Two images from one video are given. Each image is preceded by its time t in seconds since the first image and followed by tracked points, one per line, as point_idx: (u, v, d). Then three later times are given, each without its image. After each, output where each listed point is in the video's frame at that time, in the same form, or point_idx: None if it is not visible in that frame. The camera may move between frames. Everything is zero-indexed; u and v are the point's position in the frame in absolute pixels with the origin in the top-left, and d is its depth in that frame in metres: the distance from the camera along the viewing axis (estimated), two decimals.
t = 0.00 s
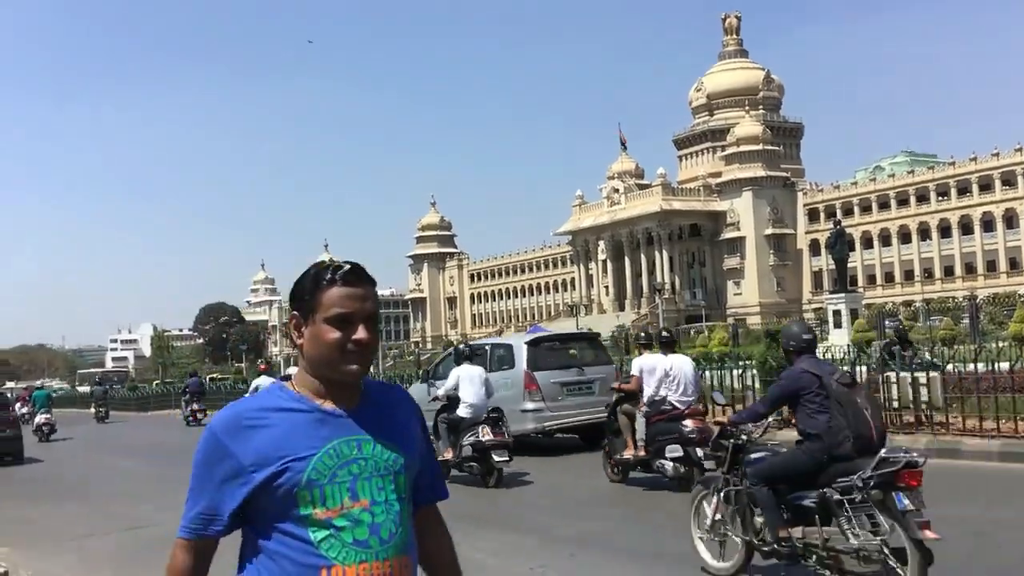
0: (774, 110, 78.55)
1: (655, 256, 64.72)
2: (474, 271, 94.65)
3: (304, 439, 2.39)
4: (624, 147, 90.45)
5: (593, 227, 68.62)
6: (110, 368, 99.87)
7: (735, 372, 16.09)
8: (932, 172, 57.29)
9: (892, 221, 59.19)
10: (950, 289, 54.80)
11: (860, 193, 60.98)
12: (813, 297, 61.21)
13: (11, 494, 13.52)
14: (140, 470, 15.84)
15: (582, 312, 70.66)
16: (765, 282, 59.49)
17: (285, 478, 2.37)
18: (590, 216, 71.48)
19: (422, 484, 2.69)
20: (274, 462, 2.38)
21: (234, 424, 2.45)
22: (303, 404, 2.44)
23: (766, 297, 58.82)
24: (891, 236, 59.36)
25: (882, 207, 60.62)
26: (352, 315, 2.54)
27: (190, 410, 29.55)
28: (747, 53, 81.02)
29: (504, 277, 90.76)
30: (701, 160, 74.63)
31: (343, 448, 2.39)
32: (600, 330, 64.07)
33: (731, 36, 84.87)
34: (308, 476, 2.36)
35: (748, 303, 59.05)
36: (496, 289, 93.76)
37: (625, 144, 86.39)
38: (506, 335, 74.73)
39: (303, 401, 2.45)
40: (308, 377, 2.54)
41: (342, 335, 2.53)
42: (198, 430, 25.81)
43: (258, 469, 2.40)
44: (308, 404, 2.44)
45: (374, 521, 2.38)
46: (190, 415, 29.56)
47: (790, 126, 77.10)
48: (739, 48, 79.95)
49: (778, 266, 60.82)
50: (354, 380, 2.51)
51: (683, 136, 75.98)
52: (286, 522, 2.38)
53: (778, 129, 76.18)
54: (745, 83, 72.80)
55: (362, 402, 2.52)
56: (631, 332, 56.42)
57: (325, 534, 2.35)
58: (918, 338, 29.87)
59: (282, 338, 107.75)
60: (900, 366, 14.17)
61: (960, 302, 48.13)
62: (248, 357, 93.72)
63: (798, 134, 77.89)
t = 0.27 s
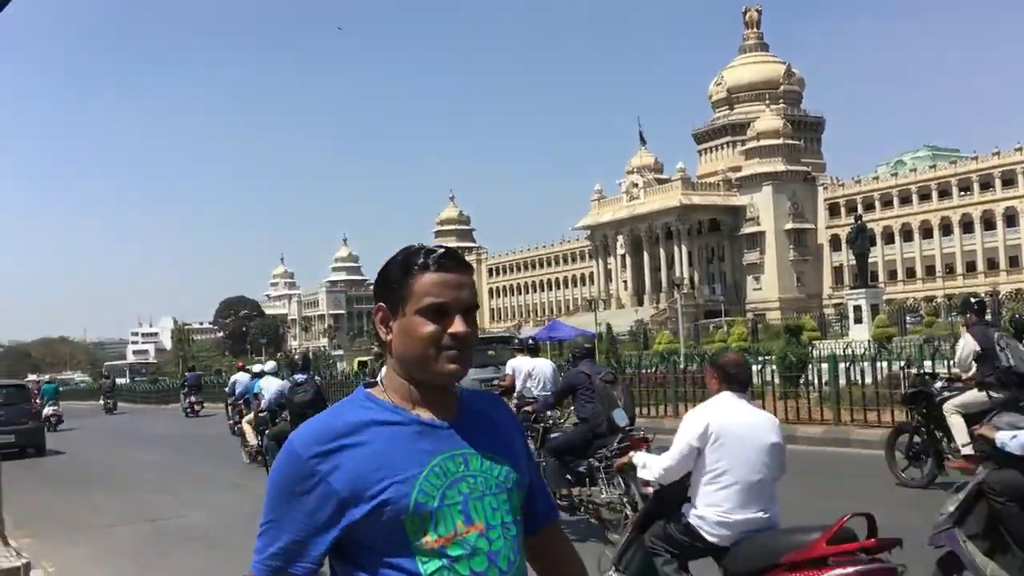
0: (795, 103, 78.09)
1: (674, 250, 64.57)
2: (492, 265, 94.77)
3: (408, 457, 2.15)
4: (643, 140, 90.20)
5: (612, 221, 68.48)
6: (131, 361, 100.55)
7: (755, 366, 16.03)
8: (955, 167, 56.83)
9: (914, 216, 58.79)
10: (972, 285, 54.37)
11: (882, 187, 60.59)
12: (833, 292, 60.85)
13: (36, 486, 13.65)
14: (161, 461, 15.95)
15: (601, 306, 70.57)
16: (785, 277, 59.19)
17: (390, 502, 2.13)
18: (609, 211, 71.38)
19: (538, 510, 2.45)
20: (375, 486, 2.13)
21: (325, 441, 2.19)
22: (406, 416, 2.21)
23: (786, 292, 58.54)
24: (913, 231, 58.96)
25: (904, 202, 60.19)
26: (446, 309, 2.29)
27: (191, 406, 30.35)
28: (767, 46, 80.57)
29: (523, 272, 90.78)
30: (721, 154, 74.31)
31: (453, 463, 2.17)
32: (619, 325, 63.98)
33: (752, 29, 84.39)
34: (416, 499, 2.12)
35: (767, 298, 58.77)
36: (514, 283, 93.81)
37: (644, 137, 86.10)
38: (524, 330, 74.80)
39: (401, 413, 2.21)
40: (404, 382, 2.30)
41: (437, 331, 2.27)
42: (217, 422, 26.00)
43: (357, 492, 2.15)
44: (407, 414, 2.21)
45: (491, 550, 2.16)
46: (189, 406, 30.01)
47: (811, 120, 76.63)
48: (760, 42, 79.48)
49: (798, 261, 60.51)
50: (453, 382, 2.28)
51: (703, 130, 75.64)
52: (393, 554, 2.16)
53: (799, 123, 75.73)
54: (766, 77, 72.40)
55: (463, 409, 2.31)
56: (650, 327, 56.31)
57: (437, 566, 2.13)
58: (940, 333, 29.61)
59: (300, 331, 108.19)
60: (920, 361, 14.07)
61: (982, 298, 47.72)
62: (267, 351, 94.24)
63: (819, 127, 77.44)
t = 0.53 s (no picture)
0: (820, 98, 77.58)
1: (697, 245, 64.33)
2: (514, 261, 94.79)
3: (513, 429, 2.02)
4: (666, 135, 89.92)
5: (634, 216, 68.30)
6: (155, 354, 101.30)
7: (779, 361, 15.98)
8: (982, 161, 56.29)
9: (940, 211, 58.28)
10: (999, 281, 53.83)
11: (907, 182, 60.10)
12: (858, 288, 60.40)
13: (62, 477, 13.80)
14: (187, 452, 16.07)
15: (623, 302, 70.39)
16: (809, 273, 58.77)
17: (493, 476, 2.00)
18: (632, 206, 71.23)
19: (649, 496, 2.31)
20: (476, 458, 1.99)
21: (418, 407, 2.03)
22: (511, 385, 2.08)
23: (810, 288, 58.15)
24: (939, 227, 58.46)
25: (930, 198, 59.67)
26: (550, 269, 2.14)
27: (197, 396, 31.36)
28: (792, 40, 80.10)
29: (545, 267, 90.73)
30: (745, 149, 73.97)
31: (559, 434, 2.05)
32: (642, 320, 63.79)
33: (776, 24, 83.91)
34: (522, 474, 2.00)
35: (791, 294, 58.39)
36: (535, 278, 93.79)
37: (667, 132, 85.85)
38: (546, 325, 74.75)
39: (504, 383, 2.08)
40: (503, 349, 2.17)
41: (541, 294, 2.13)
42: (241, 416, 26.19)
43: (454, 466, 2.00)
44: (513, 382, 2.08)
45: (594, 535, 2.05)
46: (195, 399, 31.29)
47: (836, 115, 76.12)
48: (785, 36, 79.00)
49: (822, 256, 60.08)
50: (559, 347, 2.16)
51: (727, 125, 75.30)
52: (493, 532, 2.03)
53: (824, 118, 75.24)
54: (790, 71, 71.98)
55: (568, 379, 2.19)
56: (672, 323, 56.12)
57: (538, 546, 2.02)
58: (966, 330, 29.38)
59: (323, 326, 108.66)
60: (946, 357, 13.98)
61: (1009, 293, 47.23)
62: (290, 345, 94.70)
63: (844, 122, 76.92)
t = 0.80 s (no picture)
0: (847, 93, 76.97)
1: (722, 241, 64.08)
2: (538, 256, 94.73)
3: (681, 445, 1.78)
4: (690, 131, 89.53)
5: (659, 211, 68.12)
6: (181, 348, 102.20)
7: (805, 358, 15.87)
8: (1011, 156, 55.63)
9: (968, 207, 57.66)
10: None
11: (935, 177, 59.51)
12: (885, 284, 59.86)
13: (90, 469, 13.95)
14: (213, 446, 16.19)
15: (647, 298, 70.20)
16: (835, 269, 58.26)
17: (666, 506, 1.74)
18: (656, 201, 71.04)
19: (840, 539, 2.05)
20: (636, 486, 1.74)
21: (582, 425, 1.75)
22: (674, 397, 1.84)
23: (835, 284, 57.64)
24: (967, 222, 57.84)
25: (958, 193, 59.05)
26: (709, 263, 1.87)
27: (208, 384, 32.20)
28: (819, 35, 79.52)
29: (569, 262, 90.61)
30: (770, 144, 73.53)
31: (737, 460, 1.82)
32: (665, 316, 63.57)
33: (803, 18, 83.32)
34: (692, 504, 1.75)
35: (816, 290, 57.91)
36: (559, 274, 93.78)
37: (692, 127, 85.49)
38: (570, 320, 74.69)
39: (669, 395, 1.85)
40: (663, 353, 1.93)
41: (703, 291, 1.86)
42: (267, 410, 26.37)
43: (626, 493, 1.73)
44: (676, 396, 1.86)
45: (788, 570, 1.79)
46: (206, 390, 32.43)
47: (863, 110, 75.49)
48: (812, 30, 78.42)
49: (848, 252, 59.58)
50: (727, 357, 1.92)
51: (752, 120, 74.88)
52: (652, 572, 1.77)
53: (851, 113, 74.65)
54: (817, 65, 71.46)
55: (738, 398, 1.97)
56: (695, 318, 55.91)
57: None
58: (994, 326, 29.07)
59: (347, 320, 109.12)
60: (975, 355, 13.82)
61: None
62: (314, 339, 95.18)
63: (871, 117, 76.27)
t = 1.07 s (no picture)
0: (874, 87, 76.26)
1: (746, 236, 63.78)
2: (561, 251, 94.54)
3: (907, 448, 1.52)
4: (715, 126, 89.03)
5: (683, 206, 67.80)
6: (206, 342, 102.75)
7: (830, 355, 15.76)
8: None
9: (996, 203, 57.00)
10: None
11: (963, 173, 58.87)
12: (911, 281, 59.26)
13: (116, 462, 14.08)
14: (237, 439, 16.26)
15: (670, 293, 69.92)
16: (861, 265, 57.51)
17: (889, 516, 1.49)
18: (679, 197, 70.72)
19: None
20: (844, 492, 1.49)
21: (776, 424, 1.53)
22: (896, 381, 1.58)
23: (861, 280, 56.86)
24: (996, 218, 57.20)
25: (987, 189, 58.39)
26: (963, 220, 1.57)
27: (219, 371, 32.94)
28: (846, 29, 78.83)
29: (592, 258, 90.38)
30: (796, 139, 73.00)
31: (975, 455, 1.57)
32: (689, 311, 63.25)
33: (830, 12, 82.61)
34: (919, 521, 1.50)
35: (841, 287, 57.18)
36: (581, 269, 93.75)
37: (716, 122, 85.00)
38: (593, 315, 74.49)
39: (894, 389, 1.58)
40: (883, 329, 1.67)
41: (951, 256, 1.56)
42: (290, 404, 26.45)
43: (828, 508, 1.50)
44: (895, 382, 1.59)
45: None
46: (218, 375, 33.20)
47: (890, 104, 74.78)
48: (839, 24, 77.73)
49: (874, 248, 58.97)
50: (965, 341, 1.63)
51: (778, 114, 74.36)
52: None
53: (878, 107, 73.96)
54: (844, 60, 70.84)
55: (964, 380, 1.72)
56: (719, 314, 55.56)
57: None
58: None
59: (370, 315, 109.33)
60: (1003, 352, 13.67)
61: None
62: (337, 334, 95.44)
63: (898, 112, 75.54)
